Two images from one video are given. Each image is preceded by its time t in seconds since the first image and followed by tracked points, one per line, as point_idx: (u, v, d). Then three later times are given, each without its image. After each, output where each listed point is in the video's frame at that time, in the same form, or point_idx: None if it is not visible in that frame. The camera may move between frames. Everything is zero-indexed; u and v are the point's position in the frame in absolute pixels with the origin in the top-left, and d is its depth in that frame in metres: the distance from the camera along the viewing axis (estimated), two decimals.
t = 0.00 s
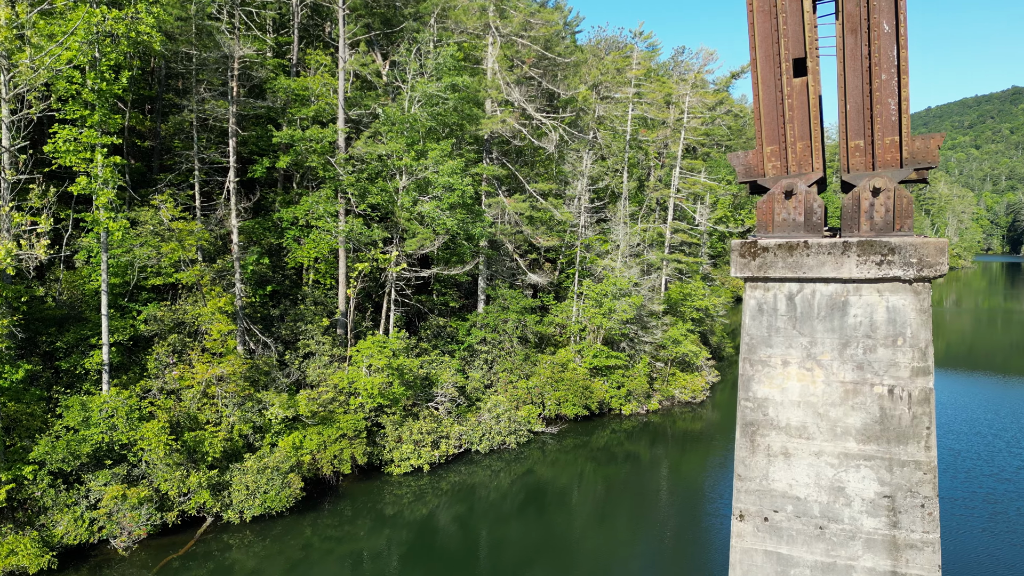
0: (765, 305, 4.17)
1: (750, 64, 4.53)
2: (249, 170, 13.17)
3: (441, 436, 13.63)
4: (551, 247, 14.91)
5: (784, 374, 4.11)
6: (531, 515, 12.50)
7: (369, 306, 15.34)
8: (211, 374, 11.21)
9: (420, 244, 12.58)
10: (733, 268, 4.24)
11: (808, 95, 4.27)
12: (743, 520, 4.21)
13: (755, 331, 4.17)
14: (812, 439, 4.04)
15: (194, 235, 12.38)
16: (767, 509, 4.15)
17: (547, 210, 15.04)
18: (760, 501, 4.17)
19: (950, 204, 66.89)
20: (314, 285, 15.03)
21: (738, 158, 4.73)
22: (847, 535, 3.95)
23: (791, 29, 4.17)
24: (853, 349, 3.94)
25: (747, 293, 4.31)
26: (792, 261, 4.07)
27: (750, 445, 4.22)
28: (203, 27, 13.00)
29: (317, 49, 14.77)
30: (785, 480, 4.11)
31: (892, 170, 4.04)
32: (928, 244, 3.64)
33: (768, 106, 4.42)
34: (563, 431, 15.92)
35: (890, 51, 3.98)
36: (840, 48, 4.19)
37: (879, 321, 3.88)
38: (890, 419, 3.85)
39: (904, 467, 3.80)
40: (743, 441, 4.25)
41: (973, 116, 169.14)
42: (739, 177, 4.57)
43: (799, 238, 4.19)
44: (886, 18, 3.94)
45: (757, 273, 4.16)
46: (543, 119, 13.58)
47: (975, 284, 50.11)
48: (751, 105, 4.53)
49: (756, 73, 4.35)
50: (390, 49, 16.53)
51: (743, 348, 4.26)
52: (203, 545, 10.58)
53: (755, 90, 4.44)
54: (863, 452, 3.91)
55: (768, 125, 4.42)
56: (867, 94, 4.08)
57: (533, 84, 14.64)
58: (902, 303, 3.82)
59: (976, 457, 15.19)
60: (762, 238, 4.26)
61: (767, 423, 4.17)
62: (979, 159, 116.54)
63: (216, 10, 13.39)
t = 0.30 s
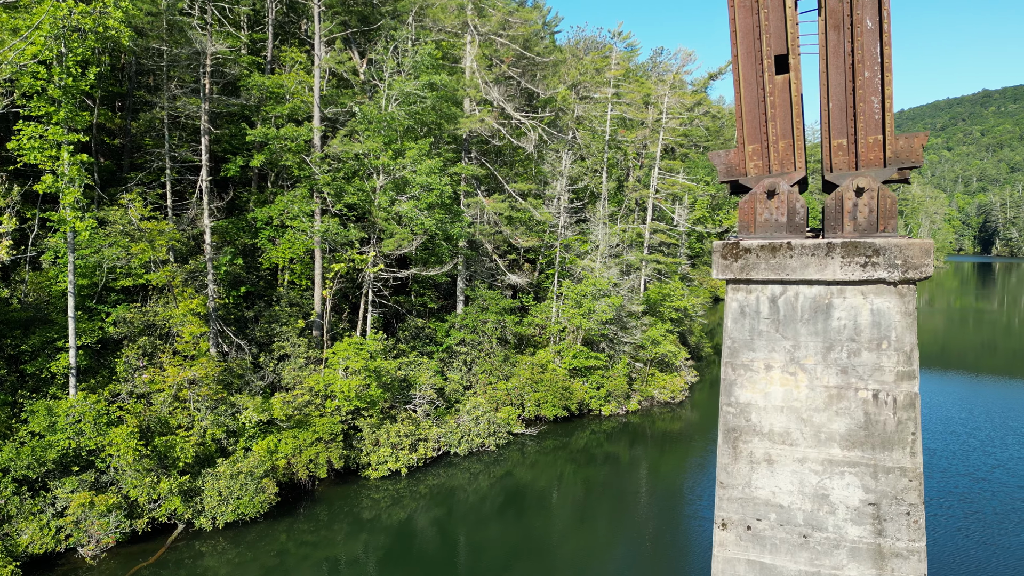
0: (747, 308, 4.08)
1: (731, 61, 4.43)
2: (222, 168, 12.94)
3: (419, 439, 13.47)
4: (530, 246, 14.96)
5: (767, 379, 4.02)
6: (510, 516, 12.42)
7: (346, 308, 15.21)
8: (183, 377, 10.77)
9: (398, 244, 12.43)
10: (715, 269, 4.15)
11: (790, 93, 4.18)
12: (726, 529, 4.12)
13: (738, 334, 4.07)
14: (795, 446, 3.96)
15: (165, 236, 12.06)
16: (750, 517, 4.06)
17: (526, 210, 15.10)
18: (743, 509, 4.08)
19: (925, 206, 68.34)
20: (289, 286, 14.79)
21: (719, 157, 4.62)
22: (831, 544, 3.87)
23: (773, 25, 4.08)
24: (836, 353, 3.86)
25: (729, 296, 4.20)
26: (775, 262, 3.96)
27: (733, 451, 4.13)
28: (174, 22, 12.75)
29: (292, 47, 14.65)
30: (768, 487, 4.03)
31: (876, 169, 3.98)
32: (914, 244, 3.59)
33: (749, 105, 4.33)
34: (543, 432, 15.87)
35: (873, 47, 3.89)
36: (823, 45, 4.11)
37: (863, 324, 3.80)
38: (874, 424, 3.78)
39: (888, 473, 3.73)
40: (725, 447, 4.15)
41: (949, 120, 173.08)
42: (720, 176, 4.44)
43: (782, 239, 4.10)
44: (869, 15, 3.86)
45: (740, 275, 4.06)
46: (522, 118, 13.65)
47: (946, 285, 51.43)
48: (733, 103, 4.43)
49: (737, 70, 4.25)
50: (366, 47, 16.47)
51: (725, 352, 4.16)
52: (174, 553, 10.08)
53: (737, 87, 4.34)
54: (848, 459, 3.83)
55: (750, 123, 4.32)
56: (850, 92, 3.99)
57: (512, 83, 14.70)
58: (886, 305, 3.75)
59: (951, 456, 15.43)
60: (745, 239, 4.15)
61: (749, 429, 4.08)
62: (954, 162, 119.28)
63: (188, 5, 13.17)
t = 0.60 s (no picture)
0: (735, 310, 3.85)
1: (718, 56, 4.25)
2: (199, 167, 12.70)
3: (401, 441, 13.32)
4: (514, 246, 14.96)
5: (756, 383, 3.80)
6: (495, 518, 12.34)
7: (326, 309, 15.05)
8: (159, 380, 10.36)
9: (380, 244, 12.32)
10: (702, 270, 3.93)
11: (778, 89, 4.03)
12: (714, 539, 3.90)
13: (726, 337, 3.85)
14: (785, 453, 3.76)
15: (139, 236, 11.73)
16: (739, 527, 3.85)
17: (509, 210, 15.10)
18: (732, 518, 3.86)
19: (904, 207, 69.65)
20: (268, 287, 14.58)
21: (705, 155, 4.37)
22: (822, 554, 3.68)
23: (760, 18, 3.94)
24: (827, 357, 3.66)
25: (716, 298, 3.98)
26: (764, 264, 3.75)
27: (721, 459, 3.90)
28: (150, 18, 12.52)
29: (271, 44, 14.51)
30: (756, 496, 3.82)
31: (866, 168, 3.80)
32: (907, 245, 3.44)
33: (737, 101, 4.18)
34: (526, 434, 15.79)
35: (864, 41, 3.73)
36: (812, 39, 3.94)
37: (854, 327, 3.61)
38: (866, 430, 3.60)
39: (881, 481, 3.56)
40: (712, 455, 3.93)
41: (929, 123, 176.43)
42: (706, 174, 4.25)
43: (771, 239, 3.94)
44: (860, 8, 3.71)
45: (728, 276, 3.83)
46: (505, 117, 13.68)
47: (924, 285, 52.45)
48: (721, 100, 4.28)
49: (724, 65, 4.11)
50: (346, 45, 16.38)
51: (712, 356, 3.92)
52: (149, 560, 9.62)
53: (724, 83, 4.20)
54: (839, 466, 3.64)
55: (737, 119, 4.16)
56: (839, 88, 3.83)
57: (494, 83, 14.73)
58: (879, 308, 3.56)
59: (932, 455, 15.60)
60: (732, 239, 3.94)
61: (738, 435, 3.85)
62: (934, 164, 121.54)
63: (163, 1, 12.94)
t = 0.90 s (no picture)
0: (733, 314, 3.77)
1: (714, 49, 4.15)
2: (183, 166, 12.46)
3: (390, 444, 13.16)
4: (503, 247, 14.89)
5: (755, 391, 3.72)
6: (485, 520, 12.24)
7: (312, 310, 14.88)
8: (141, 383, 10.06)
9: (367, 245, 12.18)
10: (699, 272, 3.87)
11: (777, 83, 3.94)
12: (712, 554, 3.84)
13: (724, 342, 3.77)
14: (786, 463, 3.68)
15: (120, 236, 11.43)
16: (738, 540, 3.78)
17: (498, 210, 15.03)
18: (730, 531, 3.79)
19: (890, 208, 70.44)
20: (253, 289, 14.37)
21: (701, 152, 4.31)
22: (824, 568, 3.61)
23: (757, 10, 3.85)
24: (830, 364, 3.58)
25: (714, 300, 3.89)
26: (763, 265, 3.66)
27: (719, 469, 3.83)
28: (131, 14, 12.27)
29: (256, 41, 14.34)
30: (756, 508, 3.75)
31: (868, 165, 3.73)
32: (914, 246, 3.34)
33: (734, 95, 4.09)
34: (516, 436, 15.68)
35: (866, 34, 3.65)
36: (812, 31, 3.87)
37: (858, 332, 3.52)
38: (870, 439, 3.52)
39: (886, 493, 3.48)
40: (710, 465, 3.86)
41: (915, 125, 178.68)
42: (704, 172, 4.20)
43: (770, 239, 3.83)
44: None
45: (726, 279, 3.75)
46: (494, 117, 13.61)
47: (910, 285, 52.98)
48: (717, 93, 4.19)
49: (721, 58, 4.01)
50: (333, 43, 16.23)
51: (710, 362, 3.85)
52: (131, 568, 9.30)
53: (720, 77, 4.10)
54: (842, 477, 3.57)
55: (734, 115, 4.08)
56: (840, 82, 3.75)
57: (483, 82, 14.67)
58: (883, 311, 3.47)
59: (922, 456, 15.66)
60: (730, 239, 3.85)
61: (736, 445, 3.79)
62: (920, 166, 123.08)
63: None
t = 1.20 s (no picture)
0: (740, 320, 3.68)
1: (719, 41, 4.04)
2: (174, 165, 12.28)
3: (385, 447, 13.01)
4: (500, 247, 14.78)
5: (762, 401, 3.63)
6: (481, 524, 12.11)
7: (306, 311, 14.72)
8: (131, 387, 9.86)
9: (362, 245, 12.02)
10: (703, 275, 3.72)
11: (784, 77, 3.84)
12: (717, 572, 3.72)
13: (729, 349, 3.68)
14: (795, 477, 3.58)
15: (109, 236, 11.20)
16: (744, 558, 3.67)
17: (494, 210, 14.91)
18: (736, 548, 3.68)
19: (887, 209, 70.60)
20: (246, 290, 14.22)
21: (705, 150, 4.21)
22: None
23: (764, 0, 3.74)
24: (841, 372, 3.49)
25: (719, 304, 3.79)
26: (772, 267, 3.57)
27: (724, 483, 3.73)
28: (122, 11, 12.09)
29: (250, 39, 14.20)
30: (763, 525, 3.63)
31: (881, 163, 3.65)
32: (930, 248, 3.25)
33: (739, 90, 3.98)
34: (513, 438, 15.54)
35: (878, 25, 3.56)
36: (821, 23, 3.78)
37: (872, 339, 3.42)
38: (885, 452, 3.42)
39: (901, 508, 3.38)
40: (715, 478, 3.75)
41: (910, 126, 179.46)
42: (707, 170, 4.09)
43: (777, 240, 3.74)
44: None
45: (732, 282, 3.64)
46: (490, 116, 13.50)
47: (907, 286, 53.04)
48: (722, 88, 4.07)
49: (726, 51, 3.91)
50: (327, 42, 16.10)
51: (715, 370, 3.75)
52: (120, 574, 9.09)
53: (725, 70, 3.99)
54: (855, 492, 3.47)
55: (739, 111, 3.96)
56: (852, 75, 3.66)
57: (479, 81, 14.57)
58: (899, 317, 3.37)
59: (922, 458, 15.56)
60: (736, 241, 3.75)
61: (743, 457, 3.69)
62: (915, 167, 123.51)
63: None
